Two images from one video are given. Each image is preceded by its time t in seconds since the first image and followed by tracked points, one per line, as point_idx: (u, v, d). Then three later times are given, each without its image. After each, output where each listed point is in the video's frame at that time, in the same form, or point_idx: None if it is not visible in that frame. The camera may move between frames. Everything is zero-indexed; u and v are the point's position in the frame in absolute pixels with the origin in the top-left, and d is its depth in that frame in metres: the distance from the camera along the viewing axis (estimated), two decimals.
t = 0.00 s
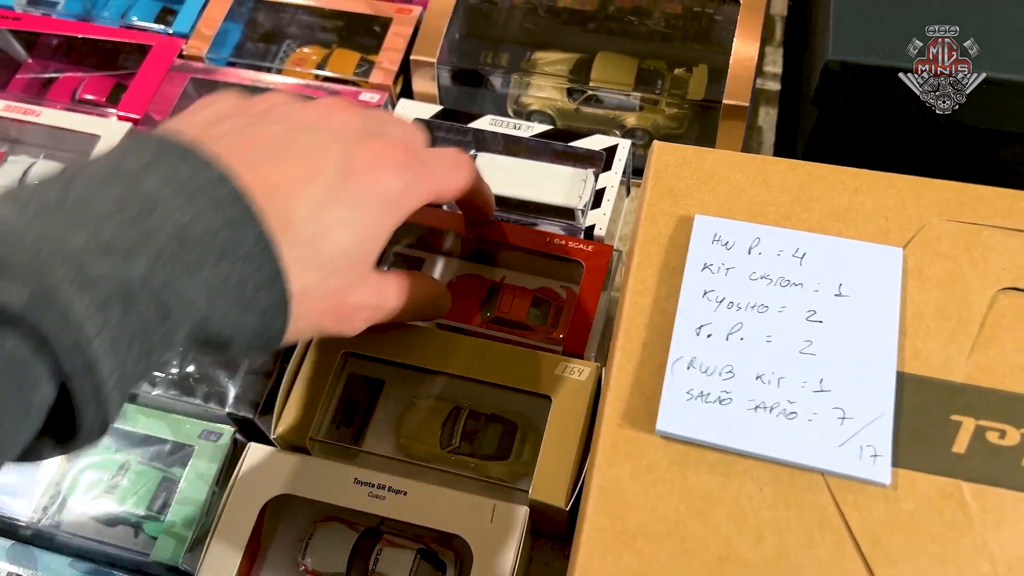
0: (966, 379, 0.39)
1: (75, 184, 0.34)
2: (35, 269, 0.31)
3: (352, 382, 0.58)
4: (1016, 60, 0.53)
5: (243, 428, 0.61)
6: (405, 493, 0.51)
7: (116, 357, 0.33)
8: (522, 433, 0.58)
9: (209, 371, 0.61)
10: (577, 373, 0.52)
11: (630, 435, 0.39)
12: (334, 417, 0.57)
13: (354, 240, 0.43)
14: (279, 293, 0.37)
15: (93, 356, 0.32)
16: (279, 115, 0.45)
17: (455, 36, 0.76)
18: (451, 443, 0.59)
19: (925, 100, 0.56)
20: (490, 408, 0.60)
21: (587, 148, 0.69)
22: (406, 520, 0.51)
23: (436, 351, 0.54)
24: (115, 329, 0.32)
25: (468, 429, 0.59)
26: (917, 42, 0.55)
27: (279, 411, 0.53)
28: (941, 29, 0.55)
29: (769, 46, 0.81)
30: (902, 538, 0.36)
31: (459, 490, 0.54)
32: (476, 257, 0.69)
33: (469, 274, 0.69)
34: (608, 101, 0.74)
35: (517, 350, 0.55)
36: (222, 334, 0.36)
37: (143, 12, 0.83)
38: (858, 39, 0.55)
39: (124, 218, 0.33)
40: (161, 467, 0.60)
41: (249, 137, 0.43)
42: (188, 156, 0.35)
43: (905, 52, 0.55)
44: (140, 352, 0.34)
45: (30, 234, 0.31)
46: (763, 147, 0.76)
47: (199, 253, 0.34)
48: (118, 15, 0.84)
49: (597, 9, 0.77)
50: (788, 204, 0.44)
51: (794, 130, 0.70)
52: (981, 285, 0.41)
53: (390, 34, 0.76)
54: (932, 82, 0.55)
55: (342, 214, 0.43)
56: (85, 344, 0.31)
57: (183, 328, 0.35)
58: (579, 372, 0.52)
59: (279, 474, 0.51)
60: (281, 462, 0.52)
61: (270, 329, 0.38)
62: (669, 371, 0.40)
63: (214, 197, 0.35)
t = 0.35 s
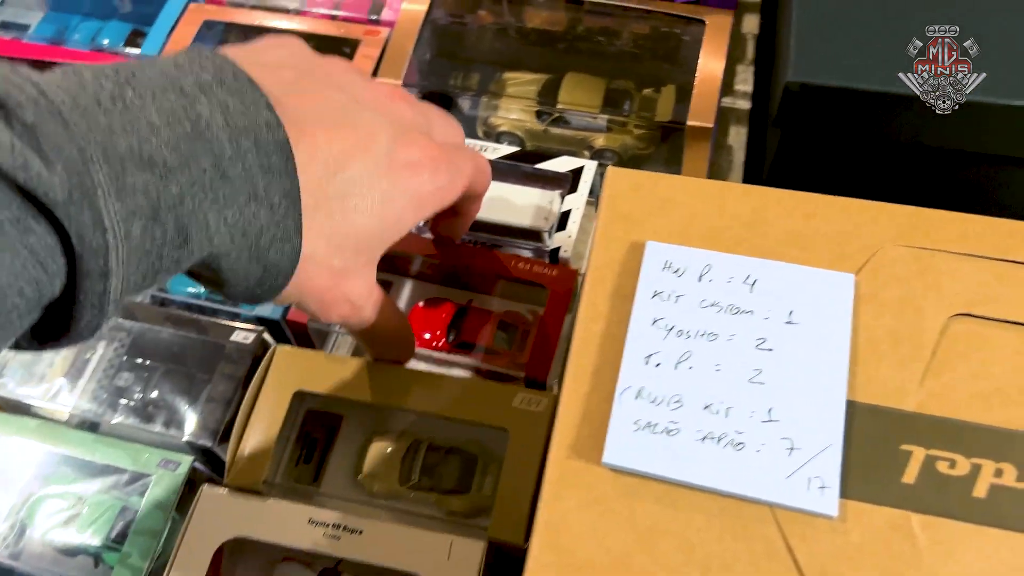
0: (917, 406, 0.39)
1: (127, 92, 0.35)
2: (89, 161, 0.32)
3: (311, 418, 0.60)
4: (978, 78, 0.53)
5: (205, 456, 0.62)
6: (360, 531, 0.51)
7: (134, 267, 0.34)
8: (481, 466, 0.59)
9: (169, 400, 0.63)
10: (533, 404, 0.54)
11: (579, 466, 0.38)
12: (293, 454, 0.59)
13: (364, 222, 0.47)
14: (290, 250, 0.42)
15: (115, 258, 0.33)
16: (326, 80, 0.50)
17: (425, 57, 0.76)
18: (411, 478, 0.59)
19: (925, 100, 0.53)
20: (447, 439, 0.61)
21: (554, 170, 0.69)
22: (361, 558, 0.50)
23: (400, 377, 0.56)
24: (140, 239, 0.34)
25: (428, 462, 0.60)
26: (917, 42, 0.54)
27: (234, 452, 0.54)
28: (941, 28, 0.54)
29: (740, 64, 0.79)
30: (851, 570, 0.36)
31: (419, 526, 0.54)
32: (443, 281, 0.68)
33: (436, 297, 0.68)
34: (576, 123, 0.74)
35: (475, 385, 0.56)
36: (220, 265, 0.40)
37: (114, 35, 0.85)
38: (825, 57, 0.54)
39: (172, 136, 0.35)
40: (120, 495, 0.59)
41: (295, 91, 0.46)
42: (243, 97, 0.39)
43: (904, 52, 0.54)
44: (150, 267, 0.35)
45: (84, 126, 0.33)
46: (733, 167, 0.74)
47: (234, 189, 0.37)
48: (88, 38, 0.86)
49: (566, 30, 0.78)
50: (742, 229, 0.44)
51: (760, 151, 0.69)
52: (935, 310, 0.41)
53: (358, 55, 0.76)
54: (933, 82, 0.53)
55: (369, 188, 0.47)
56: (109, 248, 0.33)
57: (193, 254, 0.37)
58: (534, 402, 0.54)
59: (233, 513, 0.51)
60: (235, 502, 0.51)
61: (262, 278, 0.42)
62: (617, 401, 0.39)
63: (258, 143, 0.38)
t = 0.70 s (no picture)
0: (912, 433, 0.39)
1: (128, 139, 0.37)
2: (90, 203, 0.34)
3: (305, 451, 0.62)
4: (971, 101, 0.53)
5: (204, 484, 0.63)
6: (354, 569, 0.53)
7: (129, 305, 0.36)
8: (477, 498, 0.59)
9: (168, 424, 0.64)
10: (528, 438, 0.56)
11: (574, 494, 0.38)
12: (288, 488, 0.60)
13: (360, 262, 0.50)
14: (281, 289, 0.43)
15: (111, 296, 0.35)
16: (339, 116, 0.52)
17: (424, 78, 0.77)
18: (406, 512, 0.60)
19: (924, 100, 0.53)
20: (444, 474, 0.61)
21: (551, 192, 0.69)
22: None
23: (394, 414, 0.58)
24: (136, 277, 0.36)
25: (423, 496, 0.60)
26: (917, 42, 0.54)
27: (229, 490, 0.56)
28: (941, 29, 0.55)
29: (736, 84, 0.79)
30: None
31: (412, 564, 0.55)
32: (442, 307, 0.69)
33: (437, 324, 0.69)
34: (573, 144, 0.74)
35: (468, 420, 0.57)
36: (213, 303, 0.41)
37: (112, 59, 0.87)
38: (820, 80, 0.54)
39: (169, 180, 0.37)
40: (119, 521, 0.59)
41: (299, 128, 0.49)
42: (238, 144, 0.40)
43: (904, 52, 0.54)
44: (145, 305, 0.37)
45: (86, 170, 0.34)
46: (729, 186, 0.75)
47: (227, 232, 0.39)
48: (86, 62, 0.88)
49: (563, 52, 0.78)
50: (736, 254, 0.44)
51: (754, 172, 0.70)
52: (928, 335, 0.41)
53: (355, 77, 0.76)
54: (932, 82, 0.53)
55: (364, 222, 0.49)
56: (106, 285, 0.34)
57: (187, 293, 0.39)
58: (528, 435, 0.55)
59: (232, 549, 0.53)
60: (232, 539, 0.53)
61: (255, 316, 0.43)
62: (613, 429, 0.39)
63: (252, 186, 0.40)
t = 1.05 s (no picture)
0: (916, 486, 0.39)
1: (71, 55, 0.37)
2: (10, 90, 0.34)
3: (305, 491, 0.60)
4: (971, 142, 0.53)
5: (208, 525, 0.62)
6: None
7: (55, 173, 0.34)
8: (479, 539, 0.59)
9: (170, 464, 0.65)
10: (528, 478, 0.57)
11: (575, 549, 0.38)
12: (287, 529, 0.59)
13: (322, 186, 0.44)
14: (235, 181, 0.39)
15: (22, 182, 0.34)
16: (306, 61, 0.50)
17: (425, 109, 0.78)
18: (407, 553, 0.60)
19: (925, 101, 0.55)
20: (447, 515, 0.60)
21: (552, 229, 0.69)
22: None
23: (397, 456, 0.61)
24: (62, 162, 0.35)
25: (425, 538, 0.60)
26: (918, 42, 0.57)
27: (232, 528, 0.57)
28: (942, 28, 0.57)
29: (737, 116, 0.80)
30: None
31: None
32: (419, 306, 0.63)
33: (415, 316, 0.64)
34: (574, 180, 0.74)
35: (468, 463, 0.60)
36: (161, 212, 0.38)
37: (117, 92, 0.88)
38: (821, 121, 0.54)
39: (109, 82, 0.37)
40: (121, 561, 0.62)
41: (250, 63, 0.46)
42: (185, 63, 0.39)
43: (905, 52, 0.57)
44: (80, 183, 0.35)
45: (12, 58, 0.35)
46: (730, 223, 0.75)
47: (165, 115, 0.37)
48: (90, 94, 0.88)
49: (563, 85, 0.79)
50: (737, 300, 0.44)
51: (755, 207, 0.70)
52: (931, 386, 0.41)
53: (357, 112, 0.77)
54: (932, 82, 0.55)
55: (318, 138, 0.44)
56: (23, 165, 0.33)
57: (123, 191, 0.36)
58: (530, 476, 0.57)
59: None
60: None
61: (211, 236, 0.40)
62: (614, 482, 0.39)
63: (199, 103, 0.38)
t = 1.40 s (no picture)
0: (959, 527, 0.38)
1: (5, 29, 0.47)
2: None
3: (335, 520, 0.62)
4: (1005, 174, 0.53)
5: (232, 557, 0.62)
6: None
7: None
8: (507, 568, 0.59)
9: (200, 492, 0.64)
10: (563, 511, 0.56)
11: None
12: (319, 558, 0.62)
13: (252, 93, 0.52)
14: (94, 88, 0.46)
15: None
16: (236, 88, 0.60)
17: (451, 136, 0.78)
18: None
19: (926, 101, 0.56)
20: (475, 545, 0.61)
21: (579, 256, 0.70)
22: None
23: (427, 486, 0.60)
24: None
25: (455, 567, 0.60)
26: (918, 42, 0.58)
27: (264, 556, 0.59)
28: (942, 29, 0.59)
29: (761, 142, 0.81)
30: None
31: None
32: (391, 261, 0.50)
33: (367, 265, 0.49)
34: (600, 208, 0.76)
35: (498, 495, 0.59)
36: (75, 114, 0.46)
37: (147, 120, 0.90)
38: (853, 153, 0.54)
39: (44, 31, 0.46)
40: None
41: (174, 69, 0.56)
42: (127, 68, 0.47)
43: (905, 53, 0.58)
44: (24, 93, 0.45)
45: None
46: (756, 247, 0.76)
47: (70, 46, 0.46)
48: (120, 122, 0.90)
49: (589, 113, 0.81)
50: (775, 336, 0.44)
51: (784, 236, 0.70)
52: (972, 425, 0.40)
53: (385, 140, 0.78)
54: (933, 82, 0.56)
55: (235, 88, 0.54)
56: None
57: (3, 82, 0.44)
58: (564, 509, 0.56)
59: None
60: None
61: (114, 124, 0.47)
62: (655, 521, 0.39)
63: (103, 53, 0.46)
